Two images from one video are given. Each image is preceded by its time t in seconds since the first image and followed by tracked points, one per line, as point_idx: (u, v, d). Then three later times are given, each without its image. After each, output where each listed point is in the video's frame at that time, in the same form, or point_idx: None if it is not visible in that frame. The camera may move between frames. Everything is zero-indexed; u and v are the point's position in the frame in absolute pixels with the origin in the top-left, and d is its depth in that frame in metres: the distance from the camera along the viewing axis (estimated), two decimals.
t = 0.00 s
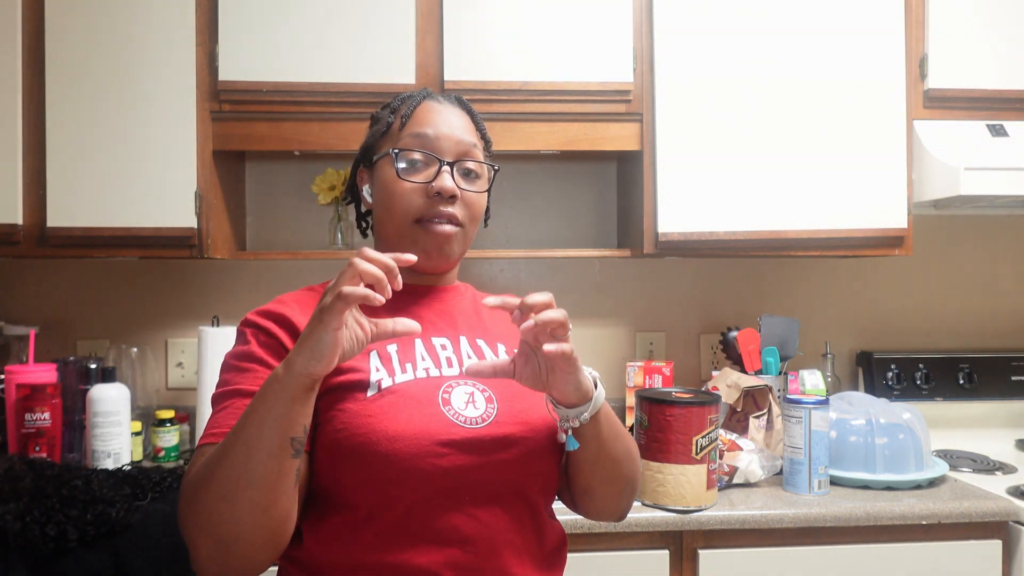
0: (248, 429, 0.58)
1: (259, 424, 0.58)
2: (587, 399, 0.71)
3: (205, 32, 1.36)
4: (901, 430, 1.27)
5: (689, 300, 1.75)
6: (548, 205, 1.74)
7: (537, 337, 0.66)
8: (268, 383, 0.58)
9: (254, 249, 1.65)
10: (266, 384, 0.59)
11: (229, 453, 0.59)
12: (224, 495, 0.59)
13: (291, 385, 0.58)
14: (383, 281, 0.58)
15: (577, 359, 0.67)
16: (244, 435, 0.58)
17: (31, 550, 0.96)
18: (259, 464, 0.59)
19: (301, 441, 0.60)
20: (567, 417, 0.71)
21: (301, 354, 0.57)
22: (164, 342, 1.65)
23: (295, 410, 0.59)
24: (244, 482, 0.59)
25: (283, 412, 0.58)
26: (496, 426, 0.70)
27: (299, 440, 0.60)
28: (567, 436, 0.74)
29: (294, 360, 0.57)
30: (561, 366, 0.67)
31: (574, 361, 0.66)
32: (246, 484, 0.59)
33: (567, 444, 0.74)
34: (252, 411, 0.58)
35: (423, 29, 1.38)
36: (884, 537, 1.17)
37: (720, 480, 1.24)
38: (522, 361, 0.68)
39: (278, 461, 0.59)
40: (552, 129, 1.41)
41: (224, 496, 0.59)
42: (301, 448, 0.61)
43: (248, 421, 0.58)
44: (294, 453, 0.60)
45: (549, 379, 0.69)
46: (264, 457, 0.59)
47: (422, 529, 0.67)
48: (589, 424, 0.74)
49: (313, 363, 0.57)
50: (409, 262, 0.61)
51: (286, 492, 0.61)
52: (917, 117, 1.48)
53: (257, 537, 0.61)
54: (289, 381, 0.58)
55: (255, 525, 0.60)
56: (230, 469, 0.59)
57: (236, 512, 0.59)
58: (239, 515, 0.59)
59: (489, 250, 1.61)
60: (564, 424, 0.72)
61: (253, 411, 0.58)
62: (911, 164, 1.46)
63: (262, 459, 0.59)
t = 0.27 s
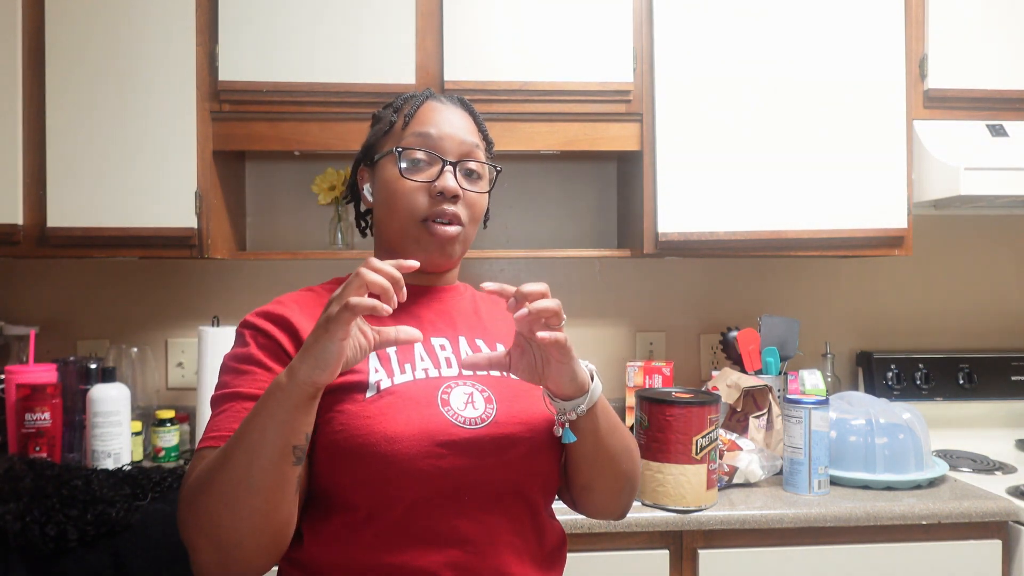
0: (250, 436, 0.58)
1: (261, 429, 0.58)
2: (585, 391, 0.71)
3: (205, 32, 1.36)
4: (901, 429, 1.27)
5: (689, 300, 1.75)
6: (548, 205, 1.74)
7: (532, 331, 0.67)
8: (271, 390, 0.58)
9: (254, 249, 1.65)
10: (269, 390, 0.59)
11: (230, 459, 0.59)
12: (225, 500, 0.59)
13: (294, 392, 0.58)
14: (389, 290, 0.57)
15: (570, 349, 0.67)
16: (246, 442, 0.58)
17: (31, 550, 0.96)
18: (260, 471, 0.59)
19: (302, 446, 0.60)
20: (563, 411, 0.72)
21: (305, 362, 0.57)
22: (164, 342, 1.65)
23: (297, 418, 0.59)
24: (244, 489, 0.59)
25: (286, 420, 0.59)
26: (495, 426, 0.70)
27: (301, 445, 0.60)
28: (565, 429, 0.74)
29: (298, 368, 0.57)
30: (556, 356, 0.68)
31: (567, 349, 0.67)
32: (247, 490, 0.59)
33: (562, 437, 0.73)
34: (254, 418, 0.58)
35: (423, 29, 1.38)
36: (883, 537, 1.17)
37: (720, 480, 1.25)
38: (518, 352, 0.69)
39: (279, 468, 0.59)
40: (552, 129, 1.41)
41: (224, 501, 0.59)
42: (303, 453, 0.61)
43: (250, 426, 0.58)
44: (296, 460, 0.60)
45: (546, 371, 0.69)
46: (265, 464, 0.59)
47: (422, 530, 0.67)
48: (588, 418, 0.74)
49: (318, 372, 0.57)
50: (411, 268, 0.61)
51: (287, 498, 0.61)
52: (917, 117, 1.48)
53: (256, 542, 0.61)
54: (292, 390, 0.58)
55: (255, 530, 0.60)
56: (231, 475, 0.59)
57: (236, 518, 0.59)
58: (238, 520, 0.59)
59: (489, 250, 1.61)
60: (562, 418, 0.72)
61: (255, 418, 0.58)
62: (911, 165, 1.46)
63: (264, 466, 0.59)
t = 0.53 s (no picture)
0: (251, 433, 0.58)
1: (261, 426, 0.58)
2: (587, 393, 0.71)
3: (205, 32, 1.36)
4: (901, 430, 1.27)
5: (689, 300, 1.75)
6: (548, 205, 1.74)
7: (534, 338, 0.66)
8: (272, 387, 0.58)
9: (254, 249, 1.65)
10: (270, 388, 0.59)
11: (230, 455, 0.59)
12: (224, 498, 0.59)
13: (296, 388, 0.58)
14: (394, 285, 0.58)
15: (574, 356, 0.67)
16: (247, 439, 0.58)
17: (31, 550, 0.96)
18: (261, 468, 0.59)
19: (303, 443, 0.60)
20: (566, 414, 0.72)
21: (306, 358, 0.57)
22: (164, 342, 1.65)
23: (298, 414, 0.59)
24: (245, 486, 0.59)
25: (287, 417, 0.58)
26: (495, 425, 0.71)
27: (302, 442, 0.60)
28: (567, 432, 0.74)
29: (300, 364, 0.57)
30: (558, 361, 0.67)
31: (571, 355, 0.67)
32: (247, 487, 0.59)
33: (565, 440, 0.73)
34: (255, 415, 0.58)
35: (423, 29, 1.38)
36: (883, 537, 1.17)
37: (720, 480, 1.24)
38: (520, 355, 0.69)
39: (280, 465, 0.59)
40: (552, 129, 1.41)
41: (223, 498, 0.59)
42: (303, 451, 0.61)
43: (251, 422, 0.58)
44: (297, 457, 0.60)
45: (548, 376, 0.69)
46: (266, 461, 0.59)
47: (422, 530, 0.67)
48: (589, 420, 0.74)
49: (319, 367, 0.57)
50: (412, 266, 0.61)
51: (287, 495, 0.61)
52: (917, 117, 1.48)
53: (256, 540, 0.61)
54: (295, 386, 0.58)
55: (254, 528, 0.60)
56: (231, 472, 0.59)
57: (236, 515, 0.59)
58: (238, 518, 0.59)
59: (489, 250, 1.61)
60: (564, 420, 0.72)
61: (256, 415, 0.58)
62: (911, 164, 1.46)
63: (265, 463, 0.59)
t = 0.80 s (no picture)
0: (252, 427, 0.58)
1: (261, 420, 0.58)
2: (587, 387, 0.71)
3: (204, 32, 1.36)
4: (901, 429, 1.27)
5: (689, 300, 1.75)
6: (548, 205, 1.74)
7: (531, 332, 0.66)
8: (273, 380, 0.58)
9: (254, 249, 1.65)
10: (271, 381, 0.58)
11: (230, 449, 0.58)
12: (224, 491, 0.59)
13: (298, 381, 0.58)
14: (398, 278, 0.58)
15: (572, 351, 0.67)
16: (247, 432, 0.58)
17: (31, 550, 0.96)
18: (261, 461, 0.59)
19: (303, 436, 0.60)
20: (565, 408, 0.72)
21: (310, 350, 0.57)
22: (164, 342, 1.65)
23: (299, 408, 0.59)
24: (245, 479, 0.59)
25: (288, 410, 0.58)
26: (494, 421, 0.71)
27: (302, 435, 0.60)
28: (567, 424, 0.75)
29: (302, 356, 0.57)
30: (556, 356, 0.67)
31: (569, 350, 0.67)
32: (248, 480, 0.59)
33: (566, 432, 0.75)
34: (256, 408, 0.58)
35: (423, 29, 1.38)
36: (883, 537, 1.17)
37: (720, 480, 1.24)
38: (518, 352, 0.69)
39: (280, 459, 0.59)
40: (552, 130, 1.41)
41: (223, 492, 0.59)
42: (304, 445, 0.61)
43: (251, 416, 0.58)
44: (297, 450, 0.60)
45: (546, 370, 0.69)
46: (267, 455, 0.59)
47: (422, 527, 0.67)
48: (590, 415, 0.74)
49: (323, 358, 0.57)
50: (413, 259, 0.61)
51: (287, 489, 0.61)
52: (917, 117, 1.48)
53: (255, 534, 0.61)
54: (296, 379, 0.58)
55: (254, 522, 0.60)
56: (231, 465, 0.59)
57: (235, 508, 0.59)
58: (238, 512, 0.59)
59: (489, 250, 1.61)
60: (564, 413, 0.73)
61: (257, 408, 0.58)
62: (911, 164, 1.46)
63: (265, 457, 0.59)
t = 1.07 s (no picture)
0: (252, 435, 0.58)
1: (261, 428, 0.58)
2: (582, 384, 0.71)
3: (204, 33, 1.36)
4: (901, 429, 1.27)
5: (689, 300, 1.75)
6: (548, 205, 1.74)
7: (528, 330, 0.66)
8: (273, 389, 0.58)
9: (254, 249, 1.66)
10: (271, 389, 0.58)
11: (231, 457, 0.58)
12: (225, 499, 0.59)
13: (299, 393, 0.58)
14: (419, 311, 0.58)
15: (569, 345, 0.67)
16: (248, 441, 0.58)
17: (32, 550, 0.96)
18: (263, 470, 0.59)
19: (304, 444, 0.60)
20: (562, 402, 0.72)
21: (312, 363, 0.57)
22: (164, 342, 1.65)
23: (300, 417, 0.59)
24: (246, 488, 0.59)
25: (289, 419, 0.58)
26: (494, 422, 0.70)
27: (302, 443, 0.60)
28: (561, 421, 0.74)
29: (305, 369, 0.57)
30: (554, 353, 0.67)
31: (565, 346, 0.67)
32: (249, 489, 0.59)
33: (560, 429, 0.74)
34: (256, 417, 0.58)
35: (423, 29, 1.38)
36: (883, 537, 1.17)
37: (720, 480, 1.24)
38: (513, 344, 0.68)
39: (281, 467, 0.59)
40: (552, 130, 1.41)
41: (225, 500, 0.59)
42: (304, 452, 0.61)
43: (252, 425, 0.58)
44: (298, 458, 0.61)
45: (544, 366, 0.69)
46: (268, 463, 0.59)
47: (422, 529, 0.67)
48: (587, 412, 0.74)
49: (325, 373, 0.57)
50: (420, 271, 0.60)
51: (289, 496, 0.61)
52: (917, 117, 1.48)
53: (256, 541, 0.61)
54: (298, 389, 0.58)
55: (255, 529, 0.60)
56: (232, 474, 0.59)
57: (236, 516, 0.59)
58: (239, 519, 0.59)
59: (489, 250, 1.61)
60: (559, 410, 0.73)
61: (258, 417, 0.58)
62: (911, 164, 1.46)
63: (266, 465, 0.59)
